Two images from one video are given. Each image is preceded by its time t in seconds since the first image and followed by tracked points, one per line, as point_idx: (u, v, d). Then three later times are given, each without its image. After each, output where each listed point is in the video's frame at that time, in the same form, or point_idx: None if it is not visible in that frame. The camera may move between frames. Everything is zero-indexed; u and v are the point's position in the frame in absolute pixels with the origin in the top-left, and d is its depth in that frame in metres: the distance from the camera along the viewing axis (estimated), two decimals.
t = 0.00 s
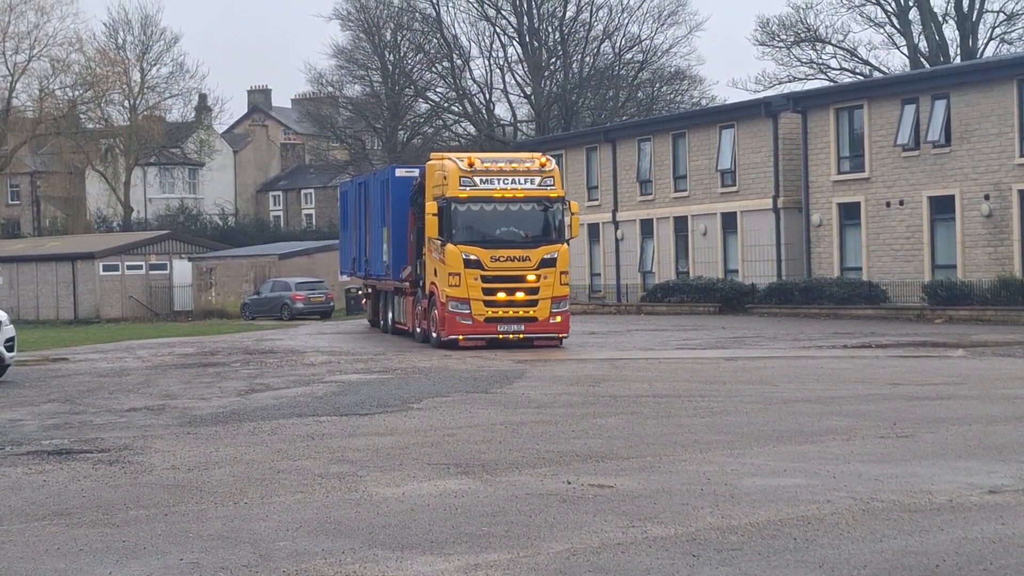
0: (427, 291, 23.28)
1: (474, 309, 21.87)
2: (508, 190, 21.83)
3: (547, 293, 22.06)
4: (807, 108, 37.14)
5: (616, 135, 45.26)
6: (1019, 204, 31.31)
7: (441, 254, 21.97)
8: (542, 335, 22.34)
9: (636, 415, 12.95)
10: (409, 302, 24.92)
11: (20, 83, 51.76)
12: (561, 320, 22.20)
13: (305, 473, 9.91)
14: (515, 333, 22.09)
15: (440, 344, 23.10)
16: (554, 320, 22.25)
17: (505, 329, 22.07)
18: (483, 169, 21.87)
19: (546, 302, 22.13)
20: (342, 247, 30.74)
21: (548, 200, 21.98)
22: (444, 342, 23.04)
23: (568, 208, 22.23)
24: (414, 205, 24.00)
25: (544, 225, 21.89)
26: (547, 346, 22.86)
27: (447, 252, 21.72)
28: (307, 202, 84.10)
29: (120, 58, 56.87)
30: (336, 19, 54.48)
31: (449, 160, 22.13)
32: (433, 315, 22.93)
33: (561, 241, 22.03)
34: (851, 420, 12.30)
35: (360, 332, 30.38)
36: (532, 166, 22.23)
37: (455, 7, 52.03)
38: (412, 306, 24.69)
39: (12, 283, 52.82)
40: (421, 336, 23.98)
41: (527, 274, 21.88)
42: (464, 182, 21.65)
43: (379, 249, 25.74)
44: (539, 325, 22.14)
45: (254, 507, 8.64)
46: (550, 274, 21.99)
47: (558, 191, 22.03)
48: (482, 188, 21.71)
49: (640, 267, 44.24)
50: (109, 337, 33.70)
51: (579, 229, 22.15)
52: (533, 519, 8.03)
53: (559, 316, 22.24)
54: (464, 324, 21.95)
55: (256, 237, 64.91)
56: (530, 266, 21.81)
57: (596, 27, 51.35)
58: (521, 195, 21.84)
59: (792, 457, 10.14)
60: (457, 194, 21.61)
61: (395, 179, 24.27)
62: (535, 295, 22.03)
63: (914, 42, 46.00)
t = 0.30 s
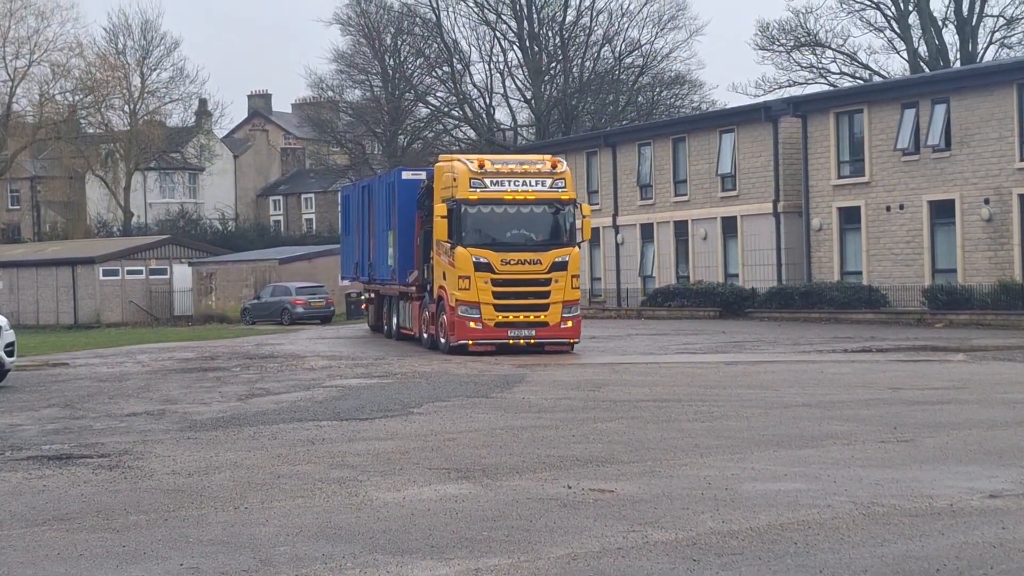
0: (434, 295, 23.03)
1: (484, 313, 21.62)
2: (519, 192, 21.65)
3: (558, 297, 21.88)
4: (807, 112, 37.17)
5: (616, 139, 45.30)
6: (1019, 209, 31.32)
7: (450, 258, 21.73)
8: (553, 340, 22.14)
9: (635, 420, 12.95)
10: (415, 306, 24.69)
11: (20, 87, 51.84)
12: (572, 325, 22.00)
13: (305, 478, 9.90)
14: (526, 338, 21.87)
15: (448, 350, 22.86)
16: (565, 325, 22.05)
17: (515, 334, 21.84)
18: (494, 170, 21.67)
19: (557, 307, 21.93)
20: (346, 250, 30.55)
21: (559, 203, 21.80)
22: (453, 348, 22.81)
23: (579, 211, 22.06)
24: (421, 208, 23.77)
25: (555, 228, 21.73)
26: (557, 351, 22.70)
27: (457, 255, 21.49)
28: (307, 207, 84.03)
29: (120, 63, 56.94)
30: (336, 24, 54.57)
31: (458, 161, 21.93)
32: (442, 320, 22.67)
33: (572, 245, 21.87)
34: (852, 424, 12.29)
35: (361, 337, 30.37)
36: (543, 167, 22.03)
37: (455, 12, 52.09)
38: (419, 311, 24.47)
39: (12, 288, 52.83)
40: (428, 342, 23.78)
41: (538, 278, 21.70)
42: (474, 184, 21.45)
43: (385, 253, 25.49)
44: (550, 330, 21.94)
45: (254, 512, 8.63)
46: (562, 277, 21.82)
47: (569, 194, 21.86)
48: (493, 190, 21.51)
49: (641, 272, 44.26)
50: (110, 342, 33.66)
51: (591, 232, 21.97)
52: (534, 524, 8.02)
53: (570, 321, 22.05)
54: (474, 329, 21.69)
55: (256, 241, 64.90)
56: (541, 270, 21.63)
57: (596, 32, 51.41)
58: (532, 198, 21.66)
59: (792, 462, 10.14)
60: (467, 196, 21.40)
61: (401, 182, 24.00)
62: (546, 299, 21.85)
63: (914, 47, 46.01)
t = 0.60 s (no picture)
0: (443, 309, 22.83)
1: (494, 328, 21.39)
2: (530, 204, 21.48)
3: (570, 311, 21.61)
4: (806, 124, 37.22)
5: (615, 151, 45.37)
6: (1018, 221, 31.36)
7: (460, 271, 21.54)
8: (564, 354, 21.86)
9: (636, 432, 12.95)
10: (422, 319, 24.56)
11: (19, 100, 52.06)
12: (584, 340, 21.72)
13: (305, 490, 9.89)
14: (537, 353, 21.61)
15: (458, 364, 22.63)
16: (576, 340, 21.77)
17: (526, 349, 21.59)
18: (505, 182, 21.51)
19: (569, 321, 21.66)
20: (348, 261, 30.44)
21: (571, 215, 21.63)
22: (462, 362, 22.59)
23: (592, 224, 21.86)
24: (428, 220, 23.67)
25: (567, 241, 21.51)
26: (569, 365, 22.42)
27: (466, 268, 21.31)
28: (307, 219, 84.16)
29: (120, 76, 57.05)
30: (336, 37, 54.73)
31: (469, 172, 21.81)
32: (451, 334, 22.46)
33: (584, 258, 21.62)
34: (852, 436, 12.28)
35: (361, 350, 30.35)
36: (555, 179, 21.86)
37: (455, 24, 52.30)
38: (426, 324, 24.33)
39: (11, 301, 52.82)
40: (436, 355, 23.61)
41: (549, 291, 21.45)
42: (485, 196, 21.31)
43: (390, 265, 25.36)
44: (562, 345, 21.66)
45: (254, 525, 8.63)
46: (574, 291, 21.55)
47: (581, 206, 21.68)
48: (503, 202, 21.35)
49: (641, 283, 44.30)
50: (109, 356, 33.64)
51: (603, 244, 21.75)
52: (534, 536, 8.01)
53: (582, 336, 21.76)
54: (484, 343, 21.46)
55: (255, 254, 64.99)
56: (552, 283, 21.40)
57: (596, 44, 51.60)
58: (543, 210, 21.48)
59: (792, 474, 10.15)
60: (477, 208, 21.26)
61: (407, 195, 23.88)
62: (557, 313, 21.58)
63: (912, 59, 46.10)
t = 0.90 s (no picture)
0: (451, 326, 22.73)
1: (504, 345, 21.31)
2: (541, 220, 21.38)
3: (581, 328, 21.53)
4: (805, 140, 37.30)
5: (614, 168, 45.43)
6: (1017, 237, 31.42)
7: (469, 288, 21.44)
8: (576, 372, 21.76)
9: (636, 449, 12.94)
10: (428, 336, 24.36)
11: (19, 118, 52.28)
12: (595, 358, 21.63)
13: (305, 508, 9.87)
14: (547, 370, 21.55)
15: (467, 382, 22.54)
16: (588, 357, 21.69)
17: (537, 366, 21.52)
18: (514, 198, 21.39)
19: (580, 338, 21.58)
20: (350, 277, 30.26)
21: (582, 231, 21.54)
22: (471, 380, 22.49)
23: (602, 239, 21.79)
24: (433, 236, 23.50)
25: (578, 258, 21.43)
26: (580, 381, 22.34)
27: (476, 285, 21.21)
28: (306, 236, 84.22)
29: (119, 94, 57.15)
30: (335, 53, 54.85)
31: (477, 188, 21.65)
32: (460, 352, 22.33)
33: (595, 274, 21.56)
34: (852, 452, 12.29)
35: (361, 367, 30.31)
36: (565, 195, 21.76)
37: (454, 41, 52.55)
38: (432, 341, 24.14)
39: (9, 318, 52.78)
40: (442, 373, 23.43)
41: (560, 308, 21.39)
42: (494, 212, 21.18)
43: (395, 282, 25.14)
44: (573, 362, 21.57)
45: (254, 543, 8.62)
46: (584, 308, 21.49)
47: (592, 222, 21.59)
48: (513, 218, 21.25)
49: (640, 300, 44.34)
50: (108, 373, 33.62)
51: (614, 261, 21.68)
52: (534, 553, 8.01)
53: (593, 353, 21.68)
54: (494, 361, 21.36)
55: (255, 271, 65.01)
56: (563, 300, 21.33)
57: (595, 61, 51.84)
58: (554, 225, 21.39)
59: (791, 489, 10.14)
60: (487, 224, 21.12)
61: (413, 210, 23.70)
62: (568, 330, 21.52)
63: (910, 75, 46.24)
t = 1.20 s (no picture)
0: (458, 339, 22.35)
1: (514, 358, 20.91)
2: (551, 230, 21.09)
3: (592, 340, 21.19)
4: (804, 153, 37.36)
5: (613, 181, 45.44)
6: (1015, 250, 31.46)
7: (477, 300, 21.08)
8: (587, 385, 21.40)
9: (635, 462, 12.93)
10: (433, 350, 24.00)
11: (18, 132, 52.52)
12: (607, 370, 21.29)
13: (304, 522, 9.85)
14: (559, 384, 21.16)
15: (475, 397, 22.12)
16: (599, 370, 21.37)
17: (548, 380, 21.13)
18: (523, 208, 21.13)
19: (591, 350, 21.23)
20: (353, 291, 30.06)
21: (592, 241, 21.27)
22: (479, 394, 22.08)
23: (613, 250, 21.52)
24: (439, 248, 23.21)
25: (589, 268, 21.12)
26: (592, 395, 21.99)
27: (485, 296, 20.84)
28: (305, 249, 84.22)
29: (118, 108, 57.27)
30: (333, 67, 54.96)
31: (485, 198, 21.37)
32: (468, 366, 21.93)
33: (605, 285, 21.25)
34: (851, 465, 12.27)
35: (360, 381, 30.25)
36: (575, 205, 21.52)
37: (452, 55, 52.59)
38: (438, 355, 23.78)
39: (8, 331, 52.81)
40: (449, 388, 23.05)
41: (571, 320, 21.04)
42: (503, 222, 20.88)
43: (399, 295, 24.88)
44: (584, 375, 21.22)
45: (252, 557, 8.60)
46: (595, 320, 21.15)
47: (603, 231, 21.34)
48: (523, 228, 20.95)
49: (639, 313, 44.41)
50: (106, 387, 33.55)
51: (625, 272, 21.38)
52: (533, 567, 7.99)
53: (605, 366, 21.34)
54: (505, 374, 20.95)
55: (253, 285, 65.02)
56: (573, 311, 20.99)
57: (593, 74, 51.87)
58: (564, 235, 21.10)
59: (791, 502, 10.14)
60: (495, 234, 20.82)
61: (418, 222, 23.46)
62: (579, 342, 21.16)
63: (908, 88, 46.36)
